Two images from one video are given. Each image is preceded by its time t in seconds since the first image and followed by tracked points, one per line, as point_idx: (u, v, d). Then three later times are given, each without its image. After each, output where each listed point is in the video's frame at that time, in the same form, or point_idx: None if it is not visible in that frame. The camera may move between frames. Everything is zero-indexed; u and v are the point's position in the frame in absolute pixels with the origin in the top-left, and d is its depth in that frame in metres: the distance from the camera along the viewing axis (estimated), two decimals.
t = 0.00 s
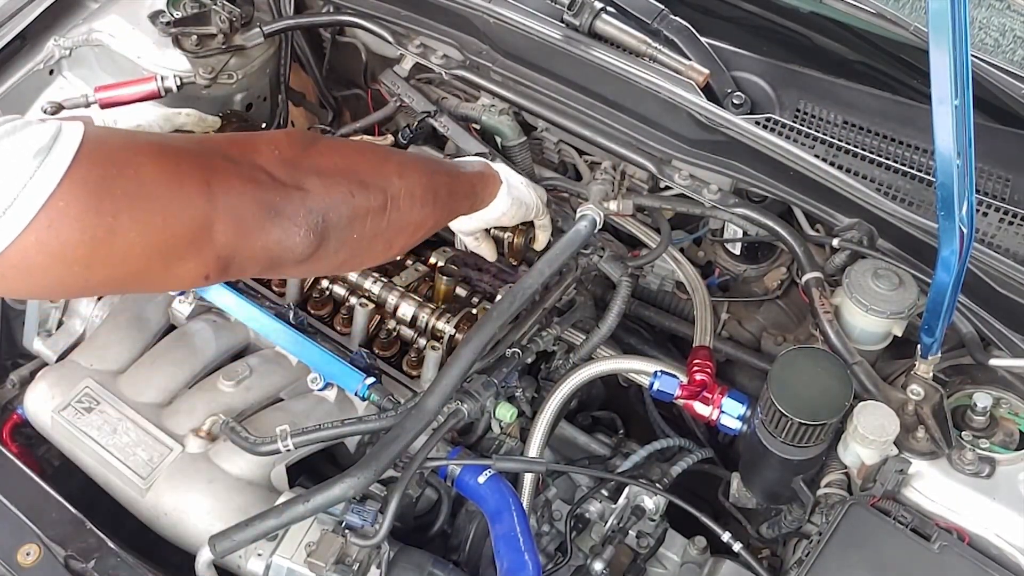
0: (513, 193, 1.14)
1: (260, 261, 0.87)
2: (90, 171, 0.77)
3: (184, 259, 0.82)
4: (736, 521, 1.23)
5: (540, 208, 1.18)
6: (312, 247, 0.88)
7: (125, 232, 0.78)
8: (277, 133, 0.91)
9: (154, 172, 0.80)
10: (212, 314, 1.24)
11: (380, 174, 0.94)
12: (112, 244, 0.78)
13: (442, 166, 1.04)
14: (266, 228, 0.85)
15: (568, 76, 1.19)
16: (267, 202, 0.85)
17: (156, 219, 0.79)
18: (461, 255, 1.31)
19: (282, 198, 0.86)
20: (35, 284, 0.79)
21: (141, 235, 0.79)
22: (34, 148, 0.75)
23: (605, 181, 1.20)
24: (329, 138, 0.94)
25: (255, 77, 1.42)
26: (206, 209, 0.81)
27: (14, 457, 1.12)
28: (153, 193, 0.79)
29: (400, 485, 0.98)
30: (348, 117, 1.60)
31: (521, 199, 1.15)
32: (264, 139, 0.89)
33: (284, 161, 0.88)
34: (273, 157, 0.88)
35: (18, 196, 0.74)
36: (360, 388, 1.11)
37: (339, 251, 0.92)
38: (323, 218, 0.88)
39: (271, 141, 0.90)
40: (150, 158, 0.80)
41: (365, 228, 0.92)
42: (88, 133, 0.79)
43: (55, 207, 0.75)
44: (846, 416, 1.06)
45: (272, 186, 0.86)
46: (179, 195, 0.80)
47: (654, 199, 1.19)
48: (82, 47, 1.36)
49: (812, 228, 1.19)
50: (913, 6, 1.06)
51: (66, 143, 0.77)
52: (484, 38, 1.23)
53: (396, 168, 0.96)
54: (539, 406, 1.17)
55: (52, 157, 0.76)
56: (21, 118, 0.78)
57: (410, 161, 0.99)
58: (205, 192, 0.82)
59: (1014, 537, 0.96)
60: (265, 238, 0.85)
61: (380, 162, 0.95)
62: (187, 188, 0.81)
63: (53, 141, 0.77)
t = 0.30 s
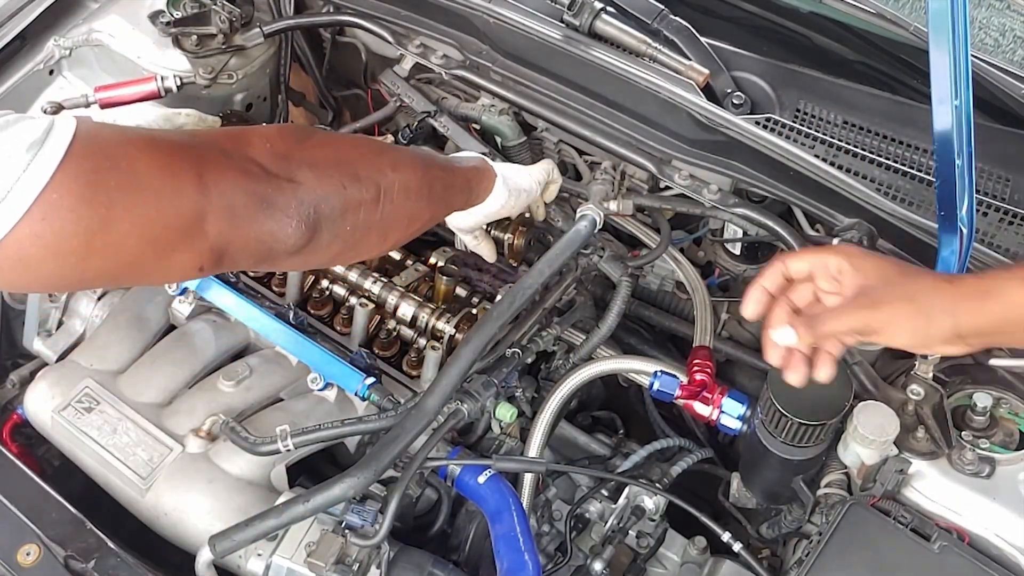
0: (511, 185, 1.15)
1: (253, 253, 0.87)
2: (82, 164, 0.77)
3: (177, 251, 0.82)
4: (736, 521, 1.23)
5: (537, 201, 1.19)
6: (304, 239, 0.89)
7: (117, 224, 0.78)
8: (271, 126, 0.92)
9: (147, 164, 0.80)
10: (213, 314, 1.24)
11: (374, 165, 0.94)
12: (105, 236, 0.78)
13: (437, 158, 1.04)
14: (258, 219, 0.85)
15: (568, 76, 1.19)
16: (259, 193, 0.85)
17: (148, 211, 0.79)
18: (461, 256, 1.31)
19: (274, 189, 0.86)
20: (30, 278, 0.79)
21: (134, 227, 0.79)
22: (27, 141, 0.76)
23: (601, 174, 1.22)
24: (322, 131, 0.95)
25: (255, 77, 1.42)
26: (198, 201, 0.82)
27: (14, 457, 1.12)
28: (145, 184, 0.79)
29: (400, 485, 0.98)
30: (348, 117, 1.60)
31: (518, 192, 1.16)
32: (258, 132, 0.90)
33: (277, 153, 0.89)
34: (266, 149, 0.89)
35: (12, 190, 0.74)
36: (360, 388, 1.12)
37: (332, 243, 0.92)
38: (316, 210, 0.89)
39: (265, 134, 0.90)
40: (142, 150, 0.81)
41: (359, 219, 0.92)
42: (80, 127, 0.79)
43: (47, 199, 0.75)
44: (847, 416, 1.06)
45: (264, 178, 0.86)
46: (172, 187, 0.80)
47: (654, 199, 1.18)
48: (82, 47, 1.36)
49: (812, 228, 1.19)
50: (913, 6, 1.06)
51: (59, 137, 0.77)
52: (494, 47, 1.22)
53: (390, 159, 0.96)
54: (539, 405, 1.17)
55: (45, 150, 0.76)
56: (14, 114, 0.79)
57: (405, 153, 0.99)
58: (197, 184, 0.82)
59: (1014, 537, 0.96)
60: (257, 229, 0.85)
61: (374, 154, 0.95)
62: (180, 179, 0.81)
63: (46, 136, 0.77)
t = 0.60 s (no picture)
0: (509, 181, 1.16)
1: (247, 243, 0.88)
2: (79, 152, 0.78)
3: (172, 241, 0.83)
4: (736, 521, 1.23)
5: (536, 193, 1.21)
6: (298, 228, 0.90)
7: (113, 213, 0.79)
8: (264, 120, 0.94)
9: (143, 153, 0.81)
10: (212, 314, 1.24)
11: (365, 157, 0.97)
12: (100, 226, 0.78)
13: (427, 153, 1.07)
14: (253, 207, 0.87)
15: (567, 76, 1.19)
16: (253, 182, 0.87)
17: (145, 199, 0.80)
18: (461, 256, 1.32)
19: (268, 179, 0.88)
20: (22, 269, 0.79)
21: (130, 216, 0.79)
22: (22, 132, 0.75)
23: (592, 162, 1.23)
24: (313, 124, 0.97)
25: (255, 77, 1.42)
26: (195, 189, 0.83)
27: (13, 457, 1.12)
28: (142, 173, 0.80)
29: (400, 485, 0.98)
30: (348, 117, 1.60)
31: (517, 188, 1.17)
32: (251, 125, 0.92)
33: (270, 145, 0.91)
34: (259, 142, 0.91)
35: (8, 181, 0.74)
36: (360, 388, 1.12)
37: (326, 233, 0.93)
38: (309, 198, 0.91)
39: (258, 127, 0.92)
40: (139, 139, 0.82)
41: (352, 209, 0.94)
42: (76, 120, 0.80)
43: (43, 189, 0.75)
44: (847, 416, 1.06)
45: (258, 168, 0.88)
46: (168, 176, 0.82)
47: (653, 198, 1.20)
48: (82, 47, 1.36)
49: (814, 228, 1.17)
50: (913, 6, 1.07)
51: (54, 127, 0.77)
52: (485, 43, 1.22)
53: (381, 151, 0.99)
54: (539, 406, 1.17)
55: (40, 143, 0.76)
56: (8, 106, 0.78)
57: (395, 146, 1.01)
58: (193, 172, 0.84)
59: (1014, 537, 0.96)
60: (252, 218, 0.87)
61: (365, 146, 0.98)
62: (175, 169, 0.82)
63: (40, 127, 0.76)
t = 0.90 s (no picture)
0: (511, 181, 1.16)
1: (239, 249, 0.88)
2: (76, 160, 0.77)
3: (166, 248, 0.83)
4: (736, 521, 1.23)
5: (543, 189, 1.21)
6: (289, 235, 0.91)
7: (111, 222, 0.78)
8: (260, 125, 0.94)
9: (141, 161, 0.80)
10: (212, 314, 1.24)
11: (361, 163, 0.97)
12: (95, 234, 0.78)
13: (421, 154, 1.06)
14: (248, 215, 0.87)
15: (567, 75, 1.19)
16: (250, 189, 0.87)
17: (143, 206, 0.79)
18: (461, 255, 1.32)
19: (265, 187, 0.89)
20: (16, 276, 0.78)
21: (127, 225, 0.79)
22: (17, 140, 0.74)
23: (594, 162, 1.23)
24: (309, 128, 0.97)
25: (255, 77, 1.42)
26: (191, 198, 0.83)
27: (14, 457, 1.12)
28: (140, 183, 0.79)
29: (400, 485, 0.98)
30: (348, 117, 1.60)
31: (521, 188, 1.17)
32: (247, 129, 0.92)
33: (266, 152, 0.91)
34: (257, 149, 0.91)
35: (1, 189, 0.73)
36: (360, 388, 1.11)
37: (319, 240, 0.94)
38: (303, 205, 0.91)
39: (254, 133, 0.92)
40: (137, 148, 0.81)
41: (344, 216, 0.94)
42: (71, 126, 0.78)
43: (38, 198, 0.74)
44: (847, 416, 1.06)
45: (255, 176, 0.88)
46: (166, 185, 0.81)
47: (654, 199, 1.21)
48: (82, 47, 1.36)
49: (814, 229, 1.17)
50: (914, 6, 1.05)
51: (49, 135, 0.76)
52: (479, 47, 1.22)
53: (376, 156, 0.99)
54: (539, 405, 1.17)
55: (35, 150, 0.75)
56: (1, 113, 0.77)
57: (390, 149, 1.01)
58: (190, 182, 0.83)
59: (1014, 537, 0.96)
60: (245, 225, 0.87)
61: (359, 151, 0.98)
62: (171, 178, 0.82)
63: (34, 136, 0.75)
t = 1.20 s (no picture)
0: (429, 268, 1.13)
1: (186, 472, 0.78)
2: (22, 326, 0.67)
3: (106, 452, 0.73)
4: (737, 521, 1.23)
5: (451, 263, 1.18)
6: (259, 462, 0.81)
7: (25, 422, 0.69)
8: (241, 314, 0.80)
9: (85, 328, 0.69)
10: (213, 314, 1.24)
11: (349, 371, 0.89)
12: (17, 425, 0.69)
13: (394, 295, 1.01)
14: (206, 448, 0.76)
15: (567, 75, 1.18)
16: (202, 438, 0.75)
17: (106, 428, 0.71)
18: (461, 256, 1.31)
19: (253, 401, 0.78)
20: None
21: (50, 424, 0.70)
22: None
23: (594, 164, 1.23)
24: (306, 299, 0.88)
25: (255, 77, 1.43)
26: (132, 413, 0.71)
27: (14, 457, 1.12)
28: (92, 378, 0.69)
29: (400, 485, 0.98)
30: (348, 117, 1.60)
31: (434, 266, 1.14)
32: (240, 318, 0.80)
33: (245, 364, 0.78)
34: (227, 357, 0.77)
35: None
36: (360, 387, 1.12)
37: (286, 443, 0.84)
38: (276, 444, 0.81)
39: (233, 333, 0.78)
40: (87, 312, 0.70)
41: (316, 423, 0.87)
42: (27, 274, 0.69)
43: None
44: (847, 415, 1.06)
45: (234, 403, 0.76)
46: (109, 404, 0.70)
47: (654, 199, 1.21)
48: (82, 47, 1.36)
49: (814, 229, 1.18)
50: (914, 6, 1.05)
51: (9, 279, 0.68)
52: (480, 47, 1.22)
53: (358, 327, 0.91)
54: (539, 405, 1.16)
55: None
56: None
57: (369, 313, 0.94)
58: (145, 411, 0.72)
59: (1014, 537, 0.96)
60: (204, 454, 0.76)
61: (345, 351, 0.88)
62: (117, 390, 0.70)
63: None
